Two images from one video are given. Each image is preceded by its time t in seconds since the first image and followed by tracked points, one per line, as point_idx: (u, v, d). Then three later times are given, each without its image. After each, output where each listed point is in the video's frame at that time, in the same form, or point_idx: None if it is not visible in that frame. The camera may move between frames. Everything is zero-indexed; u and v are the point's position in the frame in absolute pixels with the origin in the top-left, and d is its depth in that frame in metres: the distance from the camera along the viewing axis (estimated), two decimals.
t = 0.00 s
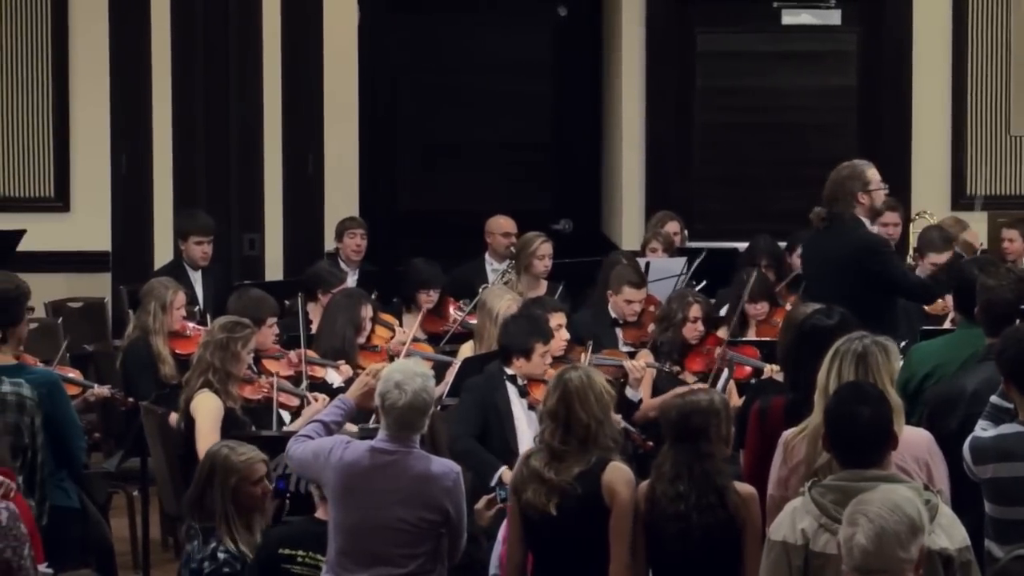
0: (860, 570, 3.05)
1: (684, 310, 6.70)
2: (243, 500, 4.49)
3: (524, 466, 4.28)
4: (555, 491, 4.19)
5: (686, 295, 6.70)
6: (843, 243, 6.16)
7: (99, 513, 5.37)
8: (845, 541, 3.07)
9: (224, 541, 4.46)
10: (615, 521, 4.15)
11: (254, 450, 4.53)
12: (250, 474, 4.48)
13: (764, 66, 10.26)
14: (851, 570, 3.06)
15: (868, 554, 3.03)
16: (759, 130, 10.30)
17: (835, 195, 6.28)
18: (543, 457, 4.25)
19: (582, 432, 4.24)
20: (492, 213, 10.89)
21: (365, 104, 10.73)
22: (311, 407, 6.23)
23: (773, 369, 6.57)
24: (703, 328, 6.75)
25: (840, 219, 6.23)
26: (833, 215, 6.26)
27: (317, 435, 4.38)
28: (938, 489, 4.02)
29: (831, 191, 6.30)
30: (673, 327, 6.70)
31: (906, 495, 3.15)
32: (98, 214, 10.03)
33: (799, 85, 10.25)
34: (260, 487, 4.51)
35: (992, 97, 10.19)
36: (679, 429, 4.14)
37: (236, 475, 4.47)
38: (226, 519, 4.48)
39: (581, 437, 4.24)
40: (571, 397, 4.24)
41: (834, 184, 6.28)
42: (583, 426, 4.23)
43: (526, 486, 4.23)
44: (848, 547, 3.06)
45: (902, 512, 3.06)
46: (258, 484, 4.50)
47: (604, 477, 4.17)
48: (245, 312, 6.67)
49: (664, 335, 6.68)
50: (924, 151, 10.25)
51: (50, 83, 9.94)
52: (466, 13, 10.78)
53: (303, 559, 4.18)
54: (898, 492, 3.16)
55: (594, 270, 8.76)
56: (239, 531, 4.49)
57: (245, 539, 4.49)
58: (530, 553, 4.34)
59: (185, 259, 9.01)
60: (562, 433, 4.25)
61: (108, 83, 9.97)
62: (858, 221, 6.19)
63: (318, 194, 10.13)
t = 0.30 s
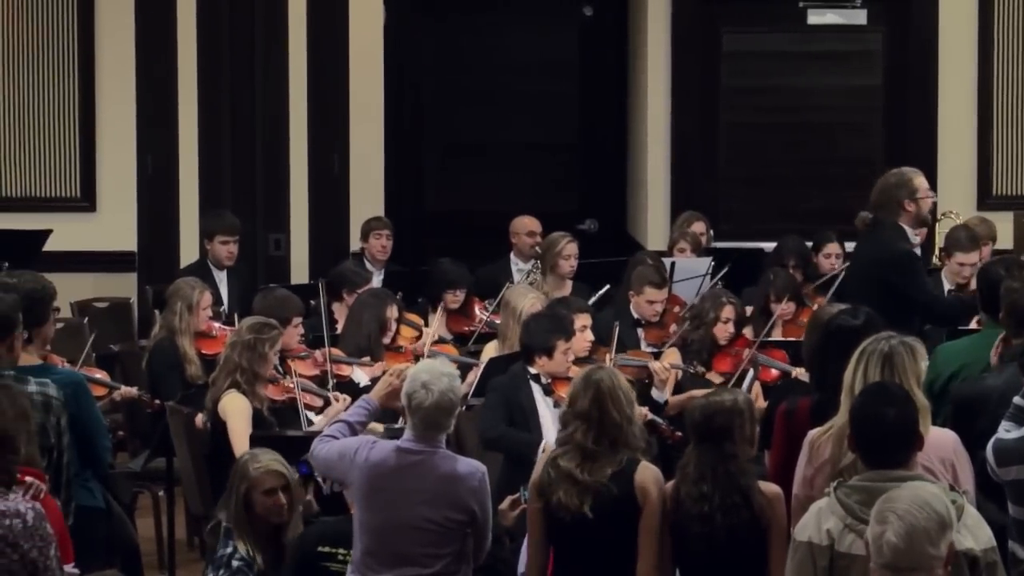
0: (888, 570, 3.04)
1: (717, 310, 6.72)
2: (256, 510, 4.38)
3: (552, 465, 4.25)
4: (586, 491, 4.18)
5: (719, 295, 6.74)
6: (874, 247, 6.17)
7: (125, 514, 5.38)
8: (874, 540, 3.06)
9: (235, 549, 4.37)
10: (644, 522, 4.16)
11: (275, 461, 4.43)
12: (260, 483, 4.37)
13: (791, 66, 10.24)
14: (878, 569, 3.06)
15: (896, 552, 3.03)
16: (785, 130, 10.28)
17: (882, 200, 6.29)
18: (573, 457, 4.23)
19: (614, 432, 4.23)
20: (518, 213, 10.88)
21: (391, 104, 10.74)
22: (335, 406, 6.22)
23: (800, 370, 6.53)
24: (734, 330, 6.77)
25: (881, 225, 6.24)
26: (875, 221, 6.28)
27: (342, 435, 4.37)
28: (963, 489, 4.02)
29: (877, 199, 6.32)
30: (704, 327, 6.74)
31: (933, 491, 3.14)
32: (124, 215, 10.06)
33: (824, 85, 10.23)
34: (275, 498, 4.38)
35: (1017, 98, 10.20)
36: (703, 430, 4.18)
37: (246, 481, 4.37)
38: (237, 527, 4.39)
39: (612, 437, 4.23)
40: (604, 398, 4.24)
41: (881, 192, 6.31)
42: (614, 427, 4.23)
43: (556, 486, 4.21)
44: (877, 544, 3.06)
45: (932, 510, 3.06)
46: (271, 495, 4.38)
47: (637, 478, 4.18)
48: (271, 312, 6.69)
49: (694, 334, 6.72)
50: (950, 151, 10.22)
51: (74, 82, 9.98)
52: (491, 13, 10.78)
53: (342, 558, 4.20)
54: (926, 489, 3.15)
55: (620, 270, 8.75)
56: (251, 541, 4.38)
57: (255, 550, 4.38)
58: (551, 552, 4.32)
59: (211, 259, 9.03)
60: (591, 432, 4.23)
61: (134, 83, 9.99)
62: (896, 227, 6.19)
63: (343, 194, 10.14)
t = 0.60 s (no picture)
0: (899, 568, 3.06)
1: (730, 308, 6.68)
2: (276, 482, 4.46)
3: (571, 463, 4.25)
4: (608, 489, 4.18)
5: (732, 293, 6.70)
6: (899, 250, 6.19)
7: (141, 512, 5.39)
8: (885, 539, 3.07)
9: (253, 522, 4.41)
10: (661, 520, 4.20)
11: (298, 438, 4.54)
12: (283, 455, 4.48)
13: (807, 65, 10.23)
14: (889, 567, 3.07)
15: (907, 551, 3.04)
16: (801, 129, 10.27)
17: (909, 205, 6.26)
18: (593, 455, 4.22)
19: (638, 430, 4.24)
20: (533, 211, 10.89)
21: (406, 103, 10.76)
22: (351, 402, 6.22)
23: (816, 369, 6.56)
24: (748, 327, 6.76)
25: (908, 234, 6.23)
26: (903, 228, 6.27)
27: (354, 434, 4.35)
28: (979, 489, 4.01)
29: (904, 204, 6.28)
30: (718, 325, 6.71)
31: (944, 489, 3.15)
32: (141, 214, 10.08)
33: (840, 84, 10.22)
34: (297, 471, 4.48)
35: None
36: (720, 428, 4.19)
37: (270, 454, 4.48)
38: (258, 500, 4.45)
39: (635, 434, 4.24)
40: (629, 397, 4.25)
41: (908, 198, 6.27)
42: (637, 424, 4.24)
43: (576, 484, 4.21)
44: (887, 543, 3.07)
45: (942, 508, 3.07)
46: (292, 467, 4.47)
47: (656, 475, 4.20)
48: (287, 311, 6.70)
49: (708, 333, 6.70)
50: (966, 151, 10.20)
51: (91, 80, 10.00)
52: (507, 12, 10.78)
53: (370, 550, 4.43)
54: (937, 488, 3.16)
55: (636, 269, 8.75)
56: (270, 514, 4.43)
57: (273, 521, 4.41)
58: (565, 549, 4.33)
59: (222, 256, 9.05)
60: (615, 429, 4.23)
61: (151, 82, 10.02)
62: (922, 235, 6.18)
63: (359, 193, 10.15)
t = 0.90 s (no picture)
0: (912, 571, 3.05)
1: (754, 310, 6.69)
2: (323, 445, 4.55)
3: (594, 464, 4.24)
4: (631, 490, 4.18)
5: (754, 295, 6.72)
6: (933, 233, 6.17)
7: (166, 512, 5.39)
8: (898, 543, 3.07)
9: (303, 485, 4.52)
10: (682, 521, 4.20)
11: (345, 400, 4.60)
12: (331, 420, 4.54)
13: (832, 66, 10.21)
14: (903, 570, 3.06)
15: (919, 554, 3.03)
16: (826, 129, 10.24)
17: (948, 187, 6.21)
18: (616, 456, 4.21)
19: (658, 431, 4.23)
20: (557, 212, 10.88)
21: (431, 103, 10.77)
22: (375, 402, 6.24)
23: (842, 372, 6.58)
24: (773, 328, 6.75)
25: (949, 215, 6.19)
26: (943, 209, 6.22)
27: (376, 435, 4.33)
28: (1005, 489, 4.01)
29: (943, 185, 6.23)
30: (742, 328, 6.70)
31: (959, 491, 3.13)
32: (165, 215, 10.09)
33: (865, 84, 10.19)
34: (344, 434, 4.55)
35: None
36: (748, 429, 4.20)
37: (318, 418, 4.54)
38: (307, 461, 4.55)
39: (655, 435, 4.23)
40: (650, 397, 4.26)
41: (947, 178, 6.23)
42: (658, 424, 4.24)
43: (598, 486, 4.21)
44: (901, 547, 3.06)
45: (954, 511, 3.05)
46: (339, 431, 4.55)
47: (677, 476, 4.21)
48: (313, 312, 6.73)
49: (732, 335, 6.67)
50: (991, 150, 10.18)
51: (116, 80, 10.02)
52: (531, 12, 10.78)
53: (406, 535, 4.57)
54: (952, 489, 3.14)
55: (660, 269, 8.74)
56: (320, 477, 4.54)
57: (323, 484, 4.52)
58: (583, 549, 4.32)
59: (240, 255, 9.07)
60: (636, 429, 4.22)
61: (175, 83, 10.04)
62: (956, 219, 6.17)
63: (382, 194, 10.16)
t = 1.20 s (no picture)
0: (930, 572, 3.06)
1: (775, 310, 6.66)
2: (344, 426, 4.45)
3: (615, 464, 4.24)
4: (652, 490, 4.18)
5: (777, 295, 6.67)
6: (960, 257, 6.09)
7: (188, 512, 5.41)
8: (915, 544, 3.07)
9: (328, 467, 4.43)
10: (701, 523, 4.20)
11: (366, 379, 4.48)
12: (351, 401, 4.44)
13: (854, 66, 10.19)
14: (920, 570, 3.07)
15: (936, 556, 3.03)
16: (848, 130, 10.22)
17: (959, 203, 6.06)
18: (637, 456, 4.21)
19: (679, 432, 4.23)
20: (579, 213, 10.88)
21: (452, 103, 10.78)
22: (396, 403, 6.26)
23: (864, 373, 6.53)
24: (794, 329, 6.75)
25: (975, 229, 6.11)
26: (966, 227, 6.11)
27: (396, 434, 4.34)
28: None
29: (952, 200, 6.08)
30: (765, 328, 6.70)
31: (978, 489, 3.12)
32: (188, 215, 10.11)
33: (887, 85, 10.17)
34: (365, 414, 4.46)
35: None
36: (772, 430, 4.19)
37: (338, 399, 4.44)
38: (331, 441, 4.46)
39: (675, 437, 4.23)
40: (671, 397, 4.25)
41: (953, 194, 6.09)
42: (679, 425, 4.23)
43: (618, 487, 4.20)
44: (918, 548, 3.07)
45: (971, 512, 3.04)
46: (359, 412, 4.45)
47: (697, 478, 4.21)
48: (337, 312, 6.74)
49: (755, 336, 6.69)
50: (1013, 151, 10.15)
51: (138, 81, 10.05)
52: (553, 12, 10.78)
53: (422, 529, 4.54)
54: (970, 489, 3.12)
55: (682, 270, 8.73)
56: (345, 457, 4.45)
57: (352, 464, 4.44)
58: (602, 549, 4.32)
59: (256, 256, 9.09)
60: (657, 430, 4.22)
61: (197, 84, 10.06)
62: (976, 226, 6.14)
63: (404, 194, 10.18)
